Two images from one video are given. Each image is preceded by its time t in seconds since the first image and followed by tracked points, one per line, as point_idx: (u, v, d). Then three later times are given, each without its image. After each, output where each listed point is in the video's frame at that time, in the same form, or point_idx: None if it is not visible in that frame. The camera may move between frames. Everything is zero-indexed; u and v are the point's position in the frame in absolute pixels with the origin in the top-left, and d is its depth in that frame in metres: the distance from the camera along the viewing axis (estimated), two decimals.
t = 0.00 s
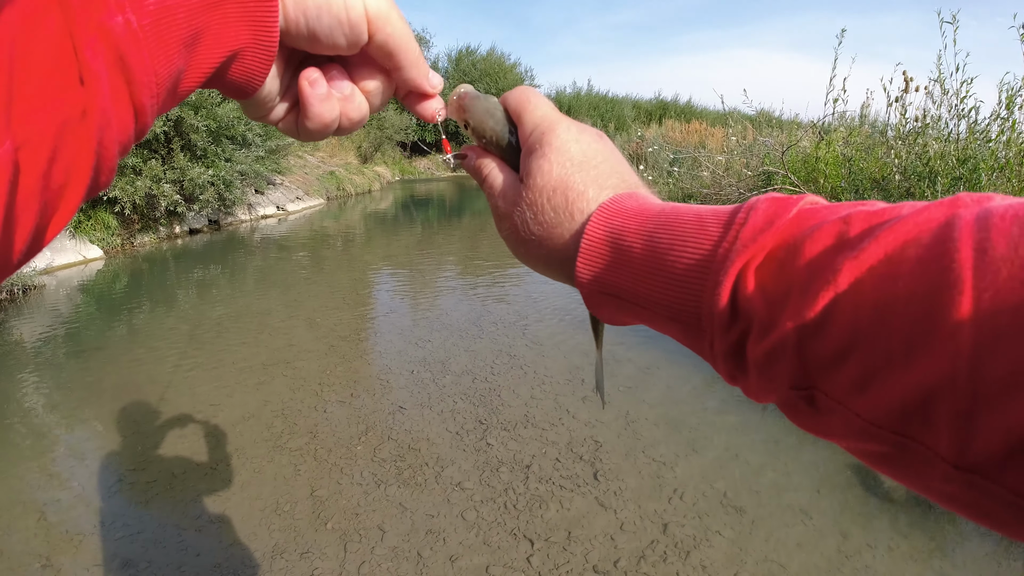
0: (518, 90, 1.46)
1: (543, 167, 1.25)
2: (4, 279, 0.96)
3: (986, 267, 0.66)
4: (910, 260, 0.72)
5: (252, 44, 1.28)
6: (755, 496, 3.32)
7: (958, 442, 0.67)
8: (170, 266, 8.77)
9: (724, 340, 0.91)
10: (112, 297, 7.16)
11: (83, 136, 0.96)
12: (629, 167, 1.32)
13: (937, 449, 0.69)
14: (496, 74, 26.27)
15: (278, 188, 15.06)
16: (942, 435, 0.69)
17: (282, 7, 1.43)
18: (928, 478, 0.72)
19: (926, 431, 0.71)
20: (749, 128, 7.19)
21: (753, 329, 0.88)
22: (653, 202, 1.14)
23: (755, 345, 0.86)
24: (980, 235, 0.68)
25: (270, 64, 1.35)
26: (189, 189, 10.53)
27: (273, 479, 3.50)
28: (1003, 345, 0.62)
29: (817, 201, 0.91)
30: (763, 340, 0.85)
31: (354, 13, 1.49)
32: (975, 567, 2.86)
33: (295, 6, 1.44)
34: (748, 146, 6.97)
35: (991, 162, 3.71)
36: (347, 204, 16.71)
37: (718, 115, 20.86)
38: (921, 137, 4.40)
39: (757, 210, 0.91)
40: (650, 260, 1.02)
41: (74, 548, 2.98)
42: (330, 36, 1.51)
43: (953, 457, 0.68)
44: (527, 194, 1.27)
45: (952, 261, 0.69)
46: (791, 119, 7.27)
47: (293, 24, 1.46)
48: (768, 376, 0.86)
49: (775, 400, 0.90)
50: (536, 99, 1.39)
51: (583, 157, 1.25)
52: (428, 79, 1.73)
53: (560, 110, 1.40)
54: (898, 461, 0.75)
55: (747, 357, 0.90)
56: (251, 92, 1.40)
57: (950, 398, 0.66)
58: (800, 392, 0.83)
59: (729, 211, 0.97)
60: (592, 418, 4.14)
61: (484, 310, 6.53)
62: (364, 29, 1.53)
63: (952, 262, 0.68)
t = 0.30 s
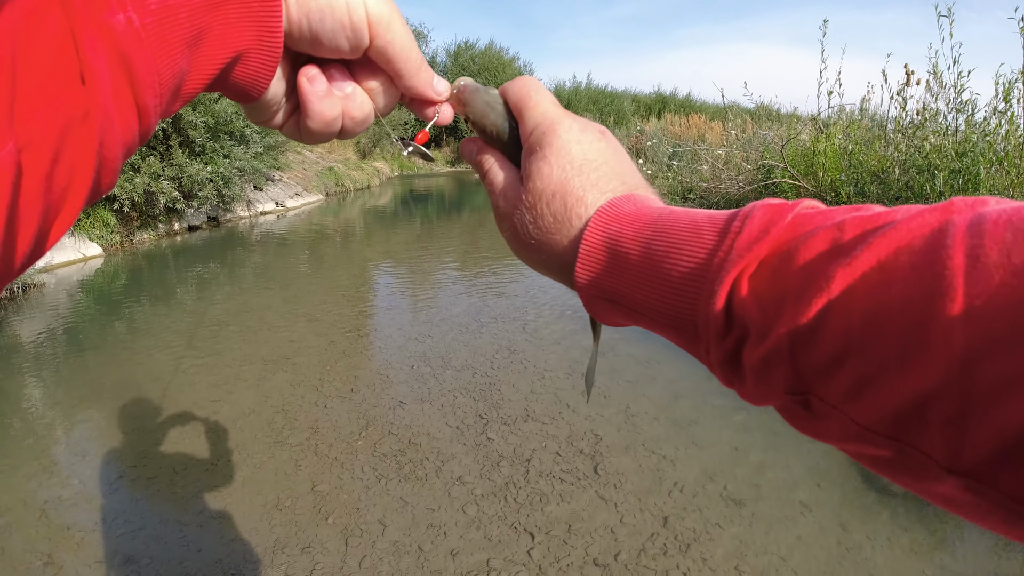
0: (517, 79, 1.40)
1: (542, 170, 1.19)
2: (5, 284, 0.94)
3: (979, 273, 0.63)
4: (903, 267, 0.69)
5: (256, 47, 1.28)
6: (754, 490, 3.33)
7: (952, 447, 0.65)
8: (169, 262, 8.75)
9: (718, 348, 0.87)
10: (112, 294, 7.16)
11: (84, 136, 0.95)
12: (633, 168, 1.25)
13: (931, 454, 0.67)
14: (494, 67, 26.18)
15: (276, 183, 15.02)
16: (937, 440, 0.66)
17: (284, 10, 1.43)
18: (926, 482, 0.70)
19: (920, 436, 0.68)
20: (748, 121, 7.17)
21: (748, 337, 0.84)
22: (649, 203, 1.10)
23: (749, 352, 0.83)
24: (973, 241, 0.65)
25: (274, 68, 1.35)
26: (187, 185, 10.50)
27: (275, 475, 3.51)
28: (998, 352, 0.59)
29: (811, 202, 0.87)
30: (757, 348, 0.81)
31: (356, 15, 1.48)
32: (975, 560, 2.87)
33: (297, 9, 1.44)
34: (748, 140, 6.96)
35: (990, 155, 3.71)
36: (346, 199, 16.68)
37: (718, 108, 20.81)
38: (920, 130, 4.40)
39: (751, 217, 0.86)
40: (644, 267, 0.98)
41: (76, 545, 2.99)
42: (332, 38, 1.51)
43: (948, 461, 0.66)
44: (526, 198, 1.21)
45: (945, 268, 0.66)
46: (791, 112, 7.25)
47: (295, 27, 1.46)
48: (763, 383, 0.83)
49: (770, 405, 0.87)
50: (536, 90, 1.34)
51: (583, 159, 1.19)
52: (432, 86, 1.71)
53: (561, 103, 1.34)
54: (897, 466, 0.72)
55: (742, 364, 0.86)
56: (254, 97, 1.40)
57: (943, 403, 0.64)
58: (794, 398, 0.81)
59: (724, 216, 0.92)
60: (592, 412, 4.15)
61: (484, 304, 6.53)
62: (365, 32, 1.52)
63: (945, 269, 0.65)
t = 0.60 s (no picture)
0: (510, 64, 1.39)
1: (537, 159, 1.17)
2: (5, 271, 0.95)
3: (972, 257, 0.63)
4: (897, 251, 0.69)
5: (252, 31, 1.25)
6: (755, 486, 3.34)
7: (944, 428, 0.65)
8: (169, 262, 8.75)
9: (713, 335, 0.87)
10: (112, 294, 7.16)
11: (81, 124, 0.94)
12: (632, 154, 1.23)
13: (923, 435, 0.67)
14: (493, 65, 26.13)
15: (276, 182, 15.00)
16: (929, 423, 0.66)
17: None
18: (918, 464, 0.70)
19: (914, 418, 0.68)
20: (747, 118, 7.16)
21: (743, 323, 0.83)
22: (647, 188, 1.08)
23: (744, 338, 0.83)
24: (966, 226, 0.65)
25: (270, 52, 1.32)
26: (187, 184, 10.49)
27: (276, 474, 3.51)
28: (990, 335, 0.59)
29: (807, 187, 0.87)
30: (751, 334, 0.81)
31: None
32: (976, 555, 2.88)
33: None
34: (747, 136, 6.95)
35: (988, 150, 3.71)
36: (345, 198, 16.68)
37: (717, 105, 20.78)
38: (919, 125, 4.39)
39: (746, 205, 0.86)
40: (640, 254, 0.97)
41: (78, 545, 2.99)
42: (330, 14, 1.49)
43: (941, 443, 0.66)
44: (522, 187, 1.19)
45: (938, 253, 0.66)
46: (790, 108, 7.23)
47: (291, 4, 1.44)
48: (758, 368, 0.82)
49: (764, 389, 0.87)
50: (530, 75, 1.33)
51: (578, 147, 1.16)
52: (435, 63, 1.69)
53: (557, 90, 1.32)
54: (892, 449, 0.72)
55: (737, 350, 0.86)
56: (250, 84, 1.37)
57: (934, 386, 0.65)
58: (788, 381, 0.80)
59: (720, 203, 0.91)
60: (593, 409, 4.16)
61: (484, 302, 6.53)
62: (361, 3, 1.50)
63: (938, 253, 0.65)
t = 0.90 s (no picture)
0: (502, 66, 1.40)
1: (533, 164, 1.17)
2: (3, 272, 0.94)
3: (971, 256, 0.62)
4: (895, 252, 0.68)
5: (245, 33, 1.26)
6: (760, 493, 3.31)
7: (944, 427, 0.64)
8: (172, 270, 8.78)
9: (713, 337, 0.86)
10: (115, 301, 7.18)
11: (78, 123, 0.94)
12: (628, 155, 1.22)
13: (924, 436, 0.67)
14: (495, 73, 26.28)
15: (279, 190, 15.07)
16: (929, 423, 0.66)
17: None
18: (920, 464, 0.70)
19: (915, 419, 0.68)
20: (748, 124, 7.17)
21: (743, 325, 0.83)
22: (645, 190, 1.07)
23: (745, 340, 0.82)
24: (964, 225, 0.65)
25: (265, 55, 1.34)
26: (191, 193, 10.55)
27: (278, 482, 3.50)
28: (991, 334, 0.59)
29: (805, 186, 0.86)
30: (751, 336, 0.80)
31: None
32: (982, 562, 2.85)
33: None
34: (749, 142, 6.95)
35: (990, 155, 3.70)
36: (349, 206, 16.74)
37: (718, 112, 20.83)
38: (920, 131, 4.39)
39: (744, 207, 0.85)
40: (639, 257, 0.96)
41: (78, 552, 2.99)
42: (324, 14, 1.48)
43: (942, 443, 0.65)
44: (518, 192, 1.19)
45: (937, 252, 0.65)
46: (791, 114, 7.24)
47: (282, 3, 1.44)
48: (759, 370, 0.82)
49: (765, 391, 0.86)
50: (524, 76, 1.34)
51: (573, 150, 1.16)
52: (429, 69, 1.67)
53: (551, 92, 1.32)
54: (893, 449, 0.72)
55: (736, 352, 0.86)
56: (248, 85, 1.39)
57: (934, 387, 0.64)
58: (789, 383, 0.80)
59: (718, 204, 0.91)
60: (595, 416, 4.14)
61: (487, 309, 6.53)
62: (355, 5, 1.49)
63: (937, 253, 0.65)
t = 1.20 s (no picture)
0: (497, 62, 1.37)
1: (529, 161, 1.15)
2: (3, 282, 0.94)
3: (970, 253, 0.62)
4: (893, 248, 0.67)
5: (243, 41, 1.25)
6: (761, 494, 3.31)
7: (943, 426, 0.64)
8: (173, 271, 8.78)
9: (711, 335, 0.86)
10: (117, 302, 7.18)
11: (79, 133, 0.94)
12: (626, 150, 1.20)
13: (924, 434, 0.67)
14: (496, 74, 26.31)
15: (280, 191, 15.08)
16: (928, 420, 0.66)
17: None
18: (919, 461, 0.70)
19: (914, 416, 0.67)
20: (750, 125, 7.16)
21: (741, 322, 0.82)
22: (642, 185, 1.06)
23: (743, 338, 0.82)
24: (964, 221, 0.64)
25: (264, 64, 1.33)
26: (192, 193, 10.55)
27: (278, 482, 3.50)
28: (988, 332, 0.58)
29: (803, 182, 0.86)
30: (750, 333, 0.80)
31: None
32: (983, 563, 2.85)
33: None
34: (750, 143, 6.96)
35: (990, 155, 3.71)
36: (350, 206, 16.75)
37: (719, 113, 20.85)
38: (920, 131, 4.40)
39: (742, 202, 0.84)
40: (636, 254, 0.96)
41: (79, 553, 2.98)
42: (324, 16, 1.46)
43: (941, 440, 0.65)
44: (514, 189, 1.17)
45: (935, 249, 0.64)
46: (793, 116, 7.24)
47: (283, 10, 1.40)
48: (757, 368, 0.82)
49: (763, 387, 0.86)
50: (519, 72, 1.31)
51: (569, 145, 1.14)
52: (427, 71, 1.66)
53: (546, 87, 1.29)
54: (892, 446, 0.71)
55: (735, 349, 0.85)
56: (247, 93, 1.38)
57: (932, 384, 0.64)
58: (788, 379, 0.80)
59: (716, 200, 0.90)
60: (596, 417, 4.14)
61: (487, 310, 6.53)
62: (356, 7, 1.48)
63: (935, 249, 0.64)
